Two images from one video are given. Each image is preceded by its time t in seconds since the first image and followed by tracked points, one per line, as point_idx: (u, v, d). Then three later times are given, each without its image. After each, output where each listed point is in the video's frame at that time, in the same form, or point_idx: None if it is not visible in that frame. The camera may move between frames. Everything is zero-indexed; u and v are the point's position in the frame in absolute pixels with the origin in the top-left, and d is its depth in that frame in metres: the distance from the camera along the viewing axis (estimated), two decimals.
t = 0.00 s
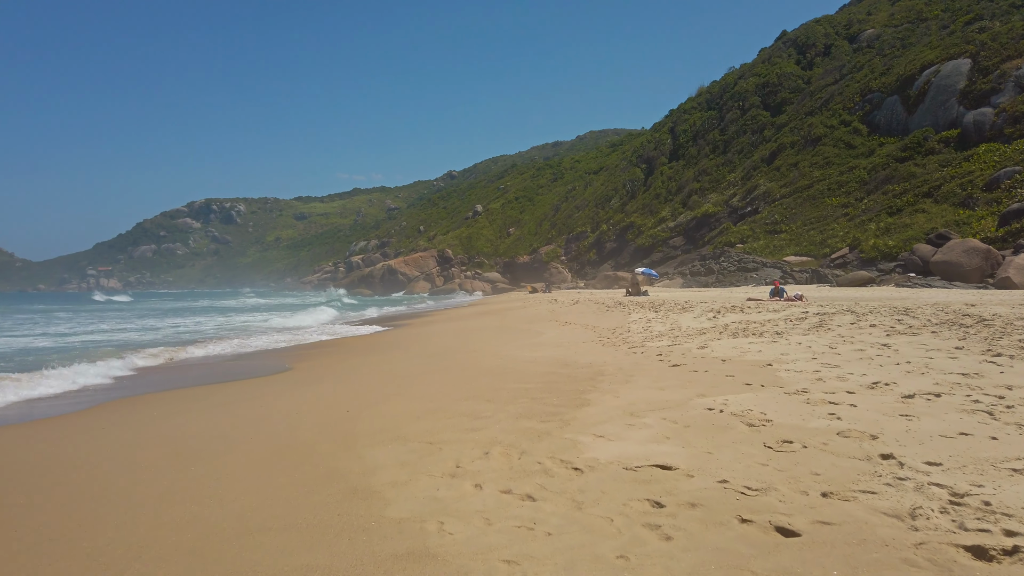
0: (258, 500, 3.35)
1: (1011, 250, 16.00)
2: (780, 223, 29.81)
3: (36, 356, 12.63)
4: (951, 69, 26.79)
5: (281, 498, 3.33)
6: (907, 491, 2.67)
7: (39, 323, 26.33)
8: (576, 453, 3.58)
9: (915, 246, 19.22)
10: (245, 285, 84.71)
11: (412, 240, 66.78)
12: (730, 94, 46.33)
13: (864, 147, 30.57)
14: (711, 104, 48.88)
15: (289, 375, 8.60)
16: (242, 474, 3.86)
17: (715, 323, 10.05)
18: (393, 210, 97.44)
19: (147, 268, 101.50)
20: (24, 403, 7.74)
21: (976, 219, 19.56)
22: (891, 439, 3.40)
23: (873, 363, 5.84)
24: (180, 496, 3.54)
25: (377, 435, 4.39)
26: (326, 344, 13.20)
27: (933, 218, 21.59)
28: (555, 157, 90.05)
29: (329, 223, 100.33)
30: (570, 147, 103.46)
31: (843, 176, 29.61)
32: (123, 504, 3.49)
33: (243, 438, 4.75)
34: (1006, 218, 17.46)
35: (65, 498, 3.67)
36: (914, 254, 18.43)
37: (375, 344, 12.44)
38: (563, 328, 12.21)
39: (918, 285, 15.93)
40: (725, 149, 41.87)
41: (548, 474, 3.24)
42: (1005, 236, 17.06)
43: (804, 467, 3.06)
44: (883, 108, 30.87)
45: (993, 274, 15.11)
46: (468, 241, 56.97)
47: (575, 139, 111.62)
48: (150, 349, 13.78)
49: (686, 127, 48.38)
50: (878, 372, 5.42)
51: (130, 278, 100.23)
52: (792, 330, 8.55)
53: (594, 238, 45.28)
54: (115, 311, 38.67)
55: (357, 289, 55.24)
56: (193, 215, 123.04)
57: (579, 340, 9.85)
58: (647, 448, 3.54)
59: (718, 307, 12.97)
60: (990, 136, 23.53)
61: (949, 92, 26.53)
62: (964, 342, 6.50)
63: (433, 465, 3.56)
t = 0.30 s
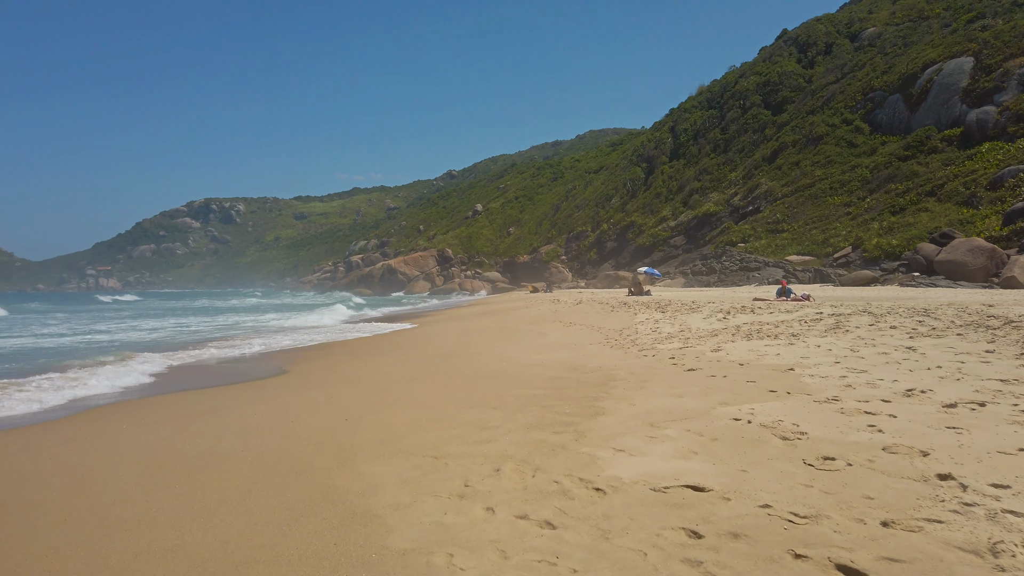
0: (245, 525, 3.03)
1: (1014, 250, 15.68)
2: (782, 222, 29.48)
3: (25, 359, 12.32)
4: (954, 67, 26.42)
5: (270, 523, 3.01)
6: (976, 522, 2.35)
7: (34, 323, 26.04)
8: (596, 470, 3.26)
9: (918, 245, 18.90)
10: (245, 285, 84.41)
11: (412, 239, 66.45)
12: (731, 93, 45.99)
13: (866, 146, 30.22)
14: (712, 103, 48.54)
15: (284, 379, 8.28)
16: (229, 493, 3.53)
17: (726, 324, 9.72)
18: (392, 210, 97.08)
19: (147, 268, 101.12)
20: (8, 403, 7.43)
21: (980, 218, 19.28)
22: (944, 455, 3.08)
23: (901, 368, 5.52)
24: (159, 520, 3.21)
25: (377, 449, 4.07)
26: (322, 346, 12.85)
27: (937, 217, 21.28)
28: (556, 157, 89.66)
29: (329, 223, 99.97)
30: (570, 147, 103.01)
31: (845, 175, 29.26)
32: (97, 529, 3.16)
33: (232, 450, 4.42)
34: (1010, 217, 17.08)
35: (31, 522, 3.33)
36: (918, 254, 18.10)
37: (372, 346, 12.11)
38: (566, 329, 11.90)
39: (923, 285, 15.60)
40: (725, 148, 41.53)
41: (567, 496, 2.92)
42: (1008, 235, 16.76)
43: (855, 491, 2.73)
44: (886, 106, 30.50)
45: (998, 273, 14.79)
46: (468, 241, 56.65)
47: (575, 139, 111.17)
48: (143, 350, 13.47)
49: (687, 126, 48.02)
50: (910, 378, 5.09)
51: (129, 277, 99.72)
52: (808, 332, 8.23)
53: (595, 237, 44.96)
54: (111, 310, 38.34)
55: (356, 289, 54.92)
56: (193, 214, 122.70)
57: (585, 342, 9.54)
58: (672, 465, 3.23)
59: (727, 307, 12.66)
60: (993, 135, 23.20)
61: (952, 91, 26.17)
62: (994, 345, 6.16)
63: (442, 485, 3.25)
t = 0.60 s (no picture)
0: (230, 557, 2.74)
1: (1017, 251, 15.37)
2: (783, 223, 29.19)
3: (15, 361, 12.03)
4: (957, 67, 26.13)
5: (257, 555, 2.74)
6: None
7: (32, 323, 25.81)
8: (617, 492, 2.98)
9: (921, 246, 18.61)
10: (244, 284, 84.09)
11: (412, 239, 66.13)
12: (732, 93, 45.68)
13: (867, 146, 29.93)
14: (713, 103, 48.22)
15: (281, 384, 8.01)
16: (215, 517, 3.26)
17: (736, 328, 9.44)
18: (392, 210, 96.85)
19: (146, 268, 100.77)
20: None
21: (983, 218, 19.00)
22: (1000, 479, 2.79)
23: (930, 377, 5.23)
24: (140, 547, 2.95)
25: (377, 465, 3.80)
26: (318, 348, 12.56)
27: (940, 217, 21.00)
28: (556, 156, 89.25)
29: (329, 223, 99.61)
30: (571, 147, 102.62)
31: (847, 175, 28.95)
32: (73, 559, 2.91)
33: (226, 465, 4.17)
34: (1013, 218, 16.76)
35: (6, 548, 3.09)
36: (921, 255, 17.80)
37: (370, 348, 11.83)
38: (571, 332, 11.62)
39: (926, 286, 15.27)
40: (726, 148, 41.24)
41: (586, 525, 2.65)
42: (1012, 235, 16.38)
43: (911, 520, 2.46)
44: (888, 106, 30.21)
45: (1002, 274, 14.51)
46: (468, 241, 56.37)
47: (575, 139, 110.73)
48: (135, 351, 13.18)
49: (688, 126, 47.72)
50: (942, 387, 4.80)
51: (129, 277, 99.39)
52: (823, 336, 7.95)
53: (595, 237, 44.66)
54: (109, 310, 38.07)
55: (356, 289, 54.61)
56: (192, 214, 122.37)
57: (591, 345, 9.28)
58: (699, 487, 2.96)
59: (735, 309, 12.40)
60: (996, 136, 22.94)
61: (954, 91, 25.88)
62: None
63: (450, 509, 2.97)
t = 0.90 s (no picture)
0: None
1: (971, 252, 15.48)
2: (745, 224, 29.34)
3: None
4: (913, 71, 26.50)
5: None
6: None
7: None
8: (602, 508, 2.70)
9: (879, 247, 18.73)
10: (203, 285, 82.31)
11: (376, 240, 65.35)
12: (695, 95, 45.95)
13: (827, 149, 30.23)
14: (677, 105, 48.48)
15: (235, 389, 7.59)
16: (150, 539, 2.90)
17: (708, 327, 9.26)
18: (355, 210, 95.72)
19: (102, 268, 98.04)
20: None
21: (939, 220, 19.23)
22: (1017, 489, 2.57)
23: (914, 376, 5.06)
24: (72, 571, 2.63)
25: (337, 478, 3.48)
26: (276, 350, 12.09)
27: (897, 219, 21.22)
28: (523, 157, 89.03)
29: (291, 223, 98.05)
30: (536, 148, 102.52)
31: (808, 177, 29.19)
32: None
33: (178, 475, 3.85)
34: (969, 219, 16.84)
35: None
36: (879, 256, 17.85)
37: (330, 351, 11.40)
38: (538, 333, 11.34)
39: (884, 287, 15.29)
40: (690, 150, 41.45)
41: (571, 545, 2.37)
42: (968, 236, 16.40)
43: (928, 536, 2.23)
44: (847, 109, 30.58)
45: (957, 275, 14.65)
46: (433, 241, 55.87)
47: (540, 141, 110.68)
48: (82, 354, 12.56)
49: (652, 128, 47.88)
50: (928, 388, 4.63)
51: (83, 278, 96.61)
52: (798, 335, 7.80)
53: (560, 238, 44.53)
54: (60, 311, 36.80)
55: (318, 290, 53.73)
56: (150, 213, 119.50)
57: (561, 346, 9.02)
58: (692, 501, 2.69)
59: (704, 309, 12.27)
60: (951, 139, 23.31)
61: (911, 95, 26.24)
62: (1003, 351, 5.72)
63: (418, 530, 2.67)
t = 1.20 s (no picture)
0: None
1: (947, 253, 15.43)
2: (724, 225, 29.25)
3: None
4: (888, 73, 26.52)
5: None
6: None
7: None
8: (626, 541, 2.42)
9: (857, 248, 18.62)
10: (178, 286, 80.99)
11: (354, 240, 64.68)
12: (673, 96, 45.95)
13: (805, 150, 30.25)
14: (655, 105, 48.42)
15: (206, 398, 7.20)
16: None
17: (700, 330, 9.02)
18: (333, 210, 94.90)
19: (74, 268, 96.15)
20: None
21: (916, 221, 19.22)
22: None
23: (929, 384, 4.82)
24: None
25: (323, 504, 3.17)
26: (249, 354, 11.65)
27: (875, 219, 21.21)
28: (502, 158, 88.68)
29: (267, 223, 96.88)
30: (514, 148, 102.22)
31: (786, 178, 29.17)
32: None
33: (151, 501, 3.52)
34: (945, 220, 16.74)
35: None
36: (857, 257, 17.72)
37: (306, 355, 11.00)
38: (521, 336, 11.02)
39: (865, 288, 15.16)
40: (668, 150, 41.39)
41: None
42: (943, 237, 16.26)
43: None
44: (823, 111, 30.61)
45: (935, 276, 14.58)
46: (411, 241, 55.38)
47: (518, 142, 110.42)
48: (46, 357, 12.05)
49: (631, 128, 47.78)
50: (948, 397, 4.40)
51: (55, 278, 94.63)
52: (797, 339, 7.57)
53: (539, 238, 44.28)
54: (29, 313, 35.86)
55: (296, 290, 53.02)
56: (124, 213, 117.43)
57: (548, 350, 8.72)
58: (726, 532, 2.41)
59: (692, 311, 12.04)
60: (927, 141, 23.39)
61: (886, 97, 26.30)
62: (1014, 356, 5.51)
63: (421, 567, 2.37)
